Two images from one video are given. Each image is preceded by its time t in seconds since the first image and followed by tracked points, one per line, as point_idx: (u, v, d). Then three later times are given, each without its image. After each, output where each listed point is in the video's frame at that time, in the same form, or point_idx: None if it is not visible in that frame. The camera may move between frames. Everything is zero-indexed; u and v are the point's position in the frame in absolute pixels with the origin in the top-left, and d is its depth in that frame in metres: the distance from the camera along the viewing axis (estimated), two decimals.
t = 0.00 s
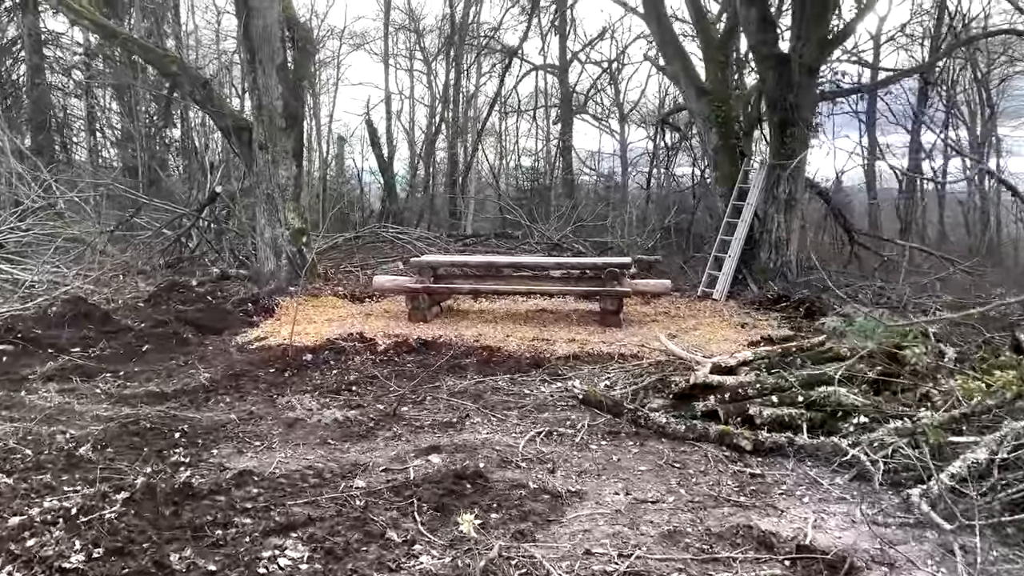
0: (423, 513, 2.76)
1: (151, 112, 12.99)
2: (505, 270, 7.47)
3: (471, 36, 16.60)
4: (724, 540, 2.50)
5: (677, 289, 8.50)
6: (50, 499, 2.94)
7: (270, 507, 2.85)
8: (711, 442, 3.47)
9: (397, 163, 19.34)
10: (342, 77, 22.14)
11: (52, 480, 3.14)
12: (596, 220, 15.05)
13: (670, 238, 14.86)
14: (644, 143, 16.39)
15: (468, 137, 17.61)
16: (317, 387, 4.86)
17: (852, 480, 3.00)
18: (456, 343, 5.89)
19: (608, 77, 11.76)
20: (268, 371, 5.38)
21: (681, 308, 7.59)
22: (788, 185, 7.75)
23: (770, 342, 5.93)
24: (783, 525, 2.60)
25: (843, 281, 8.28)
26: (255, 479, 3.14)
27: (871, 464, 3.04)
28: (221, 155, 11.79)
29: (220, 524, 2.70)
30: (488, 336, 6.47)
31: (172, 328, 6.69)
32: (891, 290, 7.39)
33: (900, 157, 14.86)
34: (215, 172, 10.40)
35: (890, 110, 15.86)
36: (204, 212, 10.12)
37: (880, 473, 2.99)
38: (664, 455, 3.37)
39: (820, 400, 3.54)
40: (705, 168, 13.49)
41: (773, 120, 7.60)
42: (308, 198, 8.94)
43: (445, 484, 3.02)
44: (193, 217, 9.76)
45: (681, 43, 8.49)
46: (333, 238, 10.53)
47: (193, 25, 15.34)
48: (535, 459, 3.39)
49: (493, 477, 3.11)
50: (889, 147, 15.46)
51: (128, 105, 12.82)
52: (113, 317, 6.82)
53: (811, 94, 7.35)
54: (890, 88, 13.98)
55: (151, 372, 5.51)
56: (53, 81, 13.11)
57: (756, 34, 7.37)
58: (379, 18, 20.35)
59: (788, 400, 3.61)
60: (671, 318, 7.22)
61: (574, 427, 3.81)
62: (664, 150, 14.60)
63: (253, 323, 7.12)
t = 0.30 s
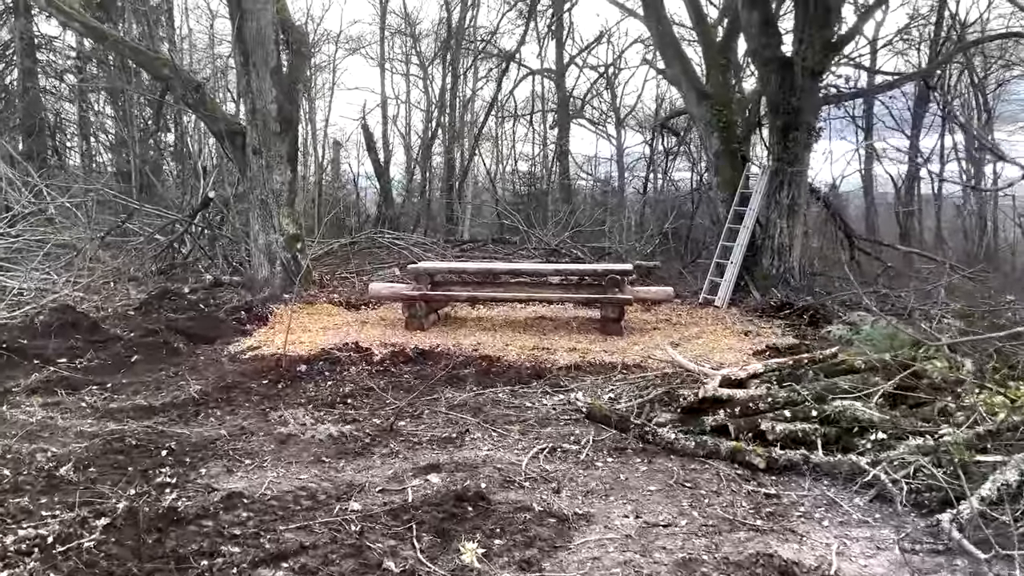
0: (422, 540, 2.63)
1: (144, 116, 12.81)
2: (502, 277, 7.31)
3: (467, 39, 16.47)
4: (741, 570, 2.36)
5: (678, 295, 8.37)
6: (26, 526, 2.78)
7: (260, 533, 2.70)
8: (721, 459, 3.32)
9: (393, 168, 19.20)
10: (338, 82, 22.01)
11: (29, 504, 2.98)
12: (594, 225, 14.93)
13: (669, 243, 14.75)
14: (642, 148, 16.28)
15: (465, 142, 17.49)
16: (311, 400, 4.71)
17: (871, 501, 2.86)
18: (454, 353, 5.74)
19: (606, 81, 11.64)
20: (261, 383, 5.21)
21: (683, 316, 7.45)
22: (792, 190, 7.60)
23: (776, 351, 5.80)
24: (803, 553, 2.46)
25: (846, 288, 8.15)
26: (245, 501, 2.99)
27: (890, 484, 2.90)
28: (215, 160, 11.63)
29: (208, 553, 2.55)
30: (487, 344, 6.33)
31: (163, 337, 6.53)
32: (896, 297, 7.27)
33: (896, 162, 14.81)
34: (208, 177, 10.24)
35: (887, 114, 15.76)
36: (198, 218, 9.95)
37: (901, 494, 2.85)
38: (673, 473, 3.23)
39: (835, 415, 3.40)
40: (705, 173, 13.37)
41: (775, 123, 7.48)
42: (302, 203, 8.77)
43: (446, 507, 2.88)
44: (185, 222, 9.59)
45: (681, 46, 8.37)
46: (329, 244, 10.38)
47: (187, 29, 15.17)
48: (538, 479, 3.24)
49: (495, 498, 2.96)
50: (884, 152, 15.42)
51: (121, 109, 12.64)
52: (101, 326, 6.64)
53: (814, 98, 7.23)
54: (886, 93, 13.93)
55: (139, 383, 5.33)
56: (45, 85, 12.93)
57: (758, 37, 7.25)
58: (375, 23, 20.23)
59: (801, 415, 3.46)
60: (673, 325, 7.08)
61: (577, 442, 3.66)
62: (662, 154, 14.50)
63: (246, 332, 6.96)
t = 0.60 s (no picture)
0: (423, 565, 2.48)
1: (132, 122, 12.61)
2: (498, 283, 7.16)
3: (459, 44, 16.35)
4: None
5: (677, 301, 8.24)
6: None
7: (250, 559, 2.54)
8: (734, 473, 3.18)
9: (386, 174, 19.04)
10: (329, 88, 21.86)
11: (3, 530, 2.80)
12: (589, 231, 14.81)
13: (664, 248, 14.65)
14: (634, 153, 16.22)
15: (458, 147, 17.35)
16: (304, 413, 4.54)
17: (894, 517, 2.73)
18: (451, 363, 5.59)
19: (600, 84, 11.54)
20: (251, 395, 5.04)
21: (683, 322, 7.32)
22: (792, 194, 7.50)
23: (780, 358, 5.67)
24: None
25: (847, 293, 8.06)
26: (234, 523, 2.82)
27: (913, 500, 2.78)
28: (205, 166, 11.44)
29: None
30: (484, 353, 6.18)
31: (150, 347, 6.33)
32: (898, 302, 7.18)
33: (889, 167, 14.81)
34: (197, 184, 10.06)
35: (879, 119, 15.77)
36: (187, 225, 9.76)
37: (925, 510, 2.72)
38: (685, 489, 3.09)
39: (850, 426, 3.28)
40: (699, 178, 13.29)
41: (774, 126, 7.38)
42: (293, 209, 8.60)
43: (447, 527, 2.73)
44: (174, 229, 9.39)
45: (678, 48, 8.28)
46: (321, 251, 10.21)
47: (177, 34, 14.97)
48: (544, 495, 3.08)
49: (499, 518, 2.81)
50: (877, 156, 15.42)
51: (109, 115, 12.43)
52: (86, 336, 6.44)
53: (814, 99, 7.14)
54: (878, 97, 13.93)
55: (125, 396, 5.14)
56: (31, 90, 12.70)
57: (757, 38, 7.14)
58: (367, 28, 20.10)
59: (815, 426, 3.34)
60: (673, 332, 6.95)
61: (582, 456, 3.51)
62: (656, 159, 14.41)
63: (236, 341, 6.77)
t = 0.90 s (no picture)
0: None
1: (123, 133, 12.44)
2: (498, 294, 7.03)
3: (454, 55, 16.28)
4: None
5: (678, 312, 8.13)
6: None
7: None
8: (752, 497, 3.05)
9: (380, 185, 18.91)
10: (322, 98, 21.76)
11: None
12: (585, 242, 14.70)
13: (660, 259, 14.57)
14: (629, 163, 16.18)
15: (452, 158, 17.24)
16: (300, 434, 4.38)
17: (924, 546, 2.63)
18: (450, 380, 5.44)
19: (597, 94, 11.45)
20: (245, 414, 4.87)
21: (685, 335, 7.19)
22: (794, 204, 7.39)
23: (787, 372, 5.56)
24: None
25: (850, 304, 7.98)
26: (229, 557, 2.67)
27: (943, 526, 2.66)
28: (196, 177, 11.27)
29: None
30: (484, 367, 6.04)
31: (140, 363, 6.15)
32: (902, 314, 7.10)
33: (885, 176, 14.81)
34: (189, 195, 9.89)
35: (873, 128, 15.81)
36: (178, 237, 9.59)
37: (957, 537, 2.60)
38: (703, 514, 2.95)
39: (872, 447, 3.17)
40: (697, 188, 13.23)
41: (776, 135, 7.30)
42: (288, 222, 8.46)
43: (456, 561, 2.59)
44: (165, 241, 9.21)
45: (677, 57, 8.20)
46: (315, 263, 10.06)
47: (168, 44, 14.82)
48: (554, 523, 2.94)
49: (508, 549, 2.67)
50: (872, 166, 15.43)
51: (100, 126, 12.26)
52: (74, 353, 6.26)
53: (815, 109, 7.06)
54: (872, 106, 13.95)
55: (114, 416, 4.95)
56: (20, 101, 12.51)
57: (758, 47, 7.06)
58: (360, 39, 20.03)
59: (835, 446, 3.22)
60: (675, 345, 6.83)
61: (592, 479, 3.37)
62: (653, 169, 14.35)
63: (230, 357, 6.60)
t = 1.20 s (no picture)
0: None
1: (119, 147, 12.35)
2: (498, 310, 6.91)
3: (451, 69, 16.28)
4: None
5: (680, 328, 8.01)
6: None
7: None
8: (769, 526, 2.92)
9: (377, 199, 18.82)
10: (319, 112, 21.74)
11: None
12: (584, 255, 14.60)
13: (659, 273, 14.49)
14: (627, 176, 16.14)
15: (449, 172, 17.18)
16: (297, 457, 4.24)
17: None
18: (451, 399, 5.30)
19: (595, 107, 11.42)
20: (240, 436, 4.72)
21: (689, 351, 7.07)
22: (798, 218, 7.30)
23: (796, 390, 5.43)
24: None
25: (854, 319, 7.88)
26: None
27: (973, 558, 2.54)
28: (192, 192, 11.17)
29: None
30: (485, 386, 5.90)
31: (132, 382, 6.00)
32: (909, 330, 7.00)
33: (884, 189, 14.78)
34: (184, 210, 9.77)
35: (870, 142, 15.82)
36: (173, 252, 9.45)
37: (988, 569, 2.48)
38: (719, 544, 2.82)
39: (893, 472, 3.06)
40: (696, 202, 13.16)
41: (778, 149, 7.22)
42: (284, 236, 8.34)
43: None
44: (160, 257, 9.08)
45: (678, 70, 8.15)
46: (312, 278, 9.94)
47: (165, 58, 14.76)
48: (563, 555, 2.79)
49: None
50: (870, 179, 15.41)
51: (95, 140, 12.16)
52: (64, 373, 6.10)
53: (819, 122, 6.99)
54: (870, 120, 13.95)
55: (104, 438, 4.80)
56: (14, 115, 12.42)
57: (760, 60, 7.01)
58: (357, 53, 20.05)
59: (854, 471, 3.10)
60: (679, 361, 6.71)
61: (601, 506, 3.23)
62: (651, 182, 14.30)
63: (224, 375, 6.46)
